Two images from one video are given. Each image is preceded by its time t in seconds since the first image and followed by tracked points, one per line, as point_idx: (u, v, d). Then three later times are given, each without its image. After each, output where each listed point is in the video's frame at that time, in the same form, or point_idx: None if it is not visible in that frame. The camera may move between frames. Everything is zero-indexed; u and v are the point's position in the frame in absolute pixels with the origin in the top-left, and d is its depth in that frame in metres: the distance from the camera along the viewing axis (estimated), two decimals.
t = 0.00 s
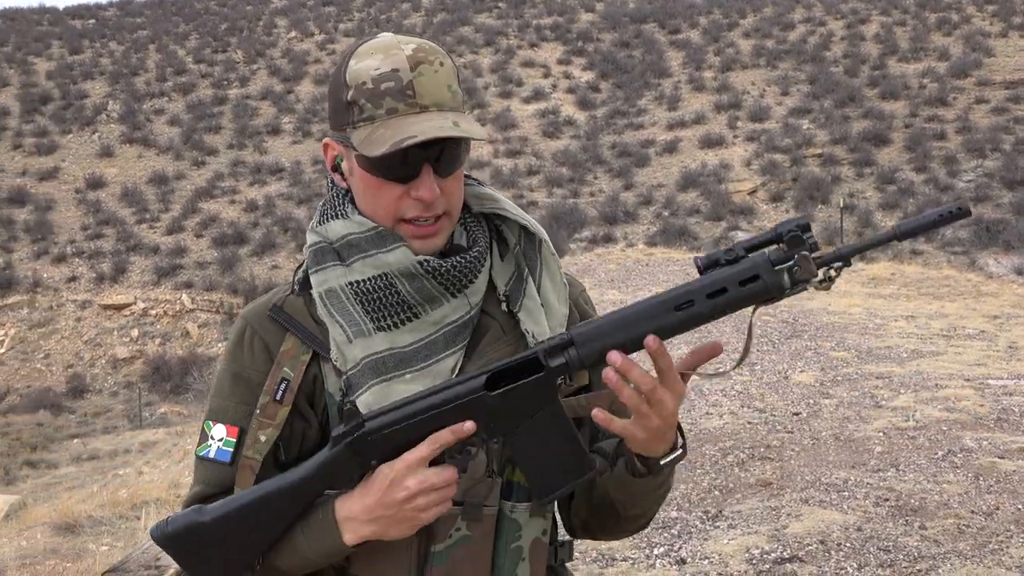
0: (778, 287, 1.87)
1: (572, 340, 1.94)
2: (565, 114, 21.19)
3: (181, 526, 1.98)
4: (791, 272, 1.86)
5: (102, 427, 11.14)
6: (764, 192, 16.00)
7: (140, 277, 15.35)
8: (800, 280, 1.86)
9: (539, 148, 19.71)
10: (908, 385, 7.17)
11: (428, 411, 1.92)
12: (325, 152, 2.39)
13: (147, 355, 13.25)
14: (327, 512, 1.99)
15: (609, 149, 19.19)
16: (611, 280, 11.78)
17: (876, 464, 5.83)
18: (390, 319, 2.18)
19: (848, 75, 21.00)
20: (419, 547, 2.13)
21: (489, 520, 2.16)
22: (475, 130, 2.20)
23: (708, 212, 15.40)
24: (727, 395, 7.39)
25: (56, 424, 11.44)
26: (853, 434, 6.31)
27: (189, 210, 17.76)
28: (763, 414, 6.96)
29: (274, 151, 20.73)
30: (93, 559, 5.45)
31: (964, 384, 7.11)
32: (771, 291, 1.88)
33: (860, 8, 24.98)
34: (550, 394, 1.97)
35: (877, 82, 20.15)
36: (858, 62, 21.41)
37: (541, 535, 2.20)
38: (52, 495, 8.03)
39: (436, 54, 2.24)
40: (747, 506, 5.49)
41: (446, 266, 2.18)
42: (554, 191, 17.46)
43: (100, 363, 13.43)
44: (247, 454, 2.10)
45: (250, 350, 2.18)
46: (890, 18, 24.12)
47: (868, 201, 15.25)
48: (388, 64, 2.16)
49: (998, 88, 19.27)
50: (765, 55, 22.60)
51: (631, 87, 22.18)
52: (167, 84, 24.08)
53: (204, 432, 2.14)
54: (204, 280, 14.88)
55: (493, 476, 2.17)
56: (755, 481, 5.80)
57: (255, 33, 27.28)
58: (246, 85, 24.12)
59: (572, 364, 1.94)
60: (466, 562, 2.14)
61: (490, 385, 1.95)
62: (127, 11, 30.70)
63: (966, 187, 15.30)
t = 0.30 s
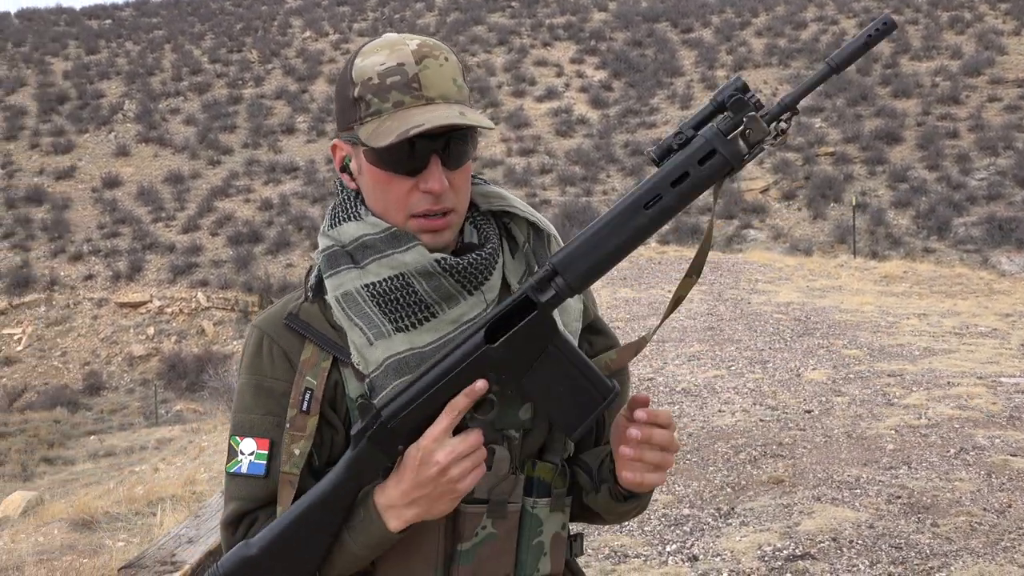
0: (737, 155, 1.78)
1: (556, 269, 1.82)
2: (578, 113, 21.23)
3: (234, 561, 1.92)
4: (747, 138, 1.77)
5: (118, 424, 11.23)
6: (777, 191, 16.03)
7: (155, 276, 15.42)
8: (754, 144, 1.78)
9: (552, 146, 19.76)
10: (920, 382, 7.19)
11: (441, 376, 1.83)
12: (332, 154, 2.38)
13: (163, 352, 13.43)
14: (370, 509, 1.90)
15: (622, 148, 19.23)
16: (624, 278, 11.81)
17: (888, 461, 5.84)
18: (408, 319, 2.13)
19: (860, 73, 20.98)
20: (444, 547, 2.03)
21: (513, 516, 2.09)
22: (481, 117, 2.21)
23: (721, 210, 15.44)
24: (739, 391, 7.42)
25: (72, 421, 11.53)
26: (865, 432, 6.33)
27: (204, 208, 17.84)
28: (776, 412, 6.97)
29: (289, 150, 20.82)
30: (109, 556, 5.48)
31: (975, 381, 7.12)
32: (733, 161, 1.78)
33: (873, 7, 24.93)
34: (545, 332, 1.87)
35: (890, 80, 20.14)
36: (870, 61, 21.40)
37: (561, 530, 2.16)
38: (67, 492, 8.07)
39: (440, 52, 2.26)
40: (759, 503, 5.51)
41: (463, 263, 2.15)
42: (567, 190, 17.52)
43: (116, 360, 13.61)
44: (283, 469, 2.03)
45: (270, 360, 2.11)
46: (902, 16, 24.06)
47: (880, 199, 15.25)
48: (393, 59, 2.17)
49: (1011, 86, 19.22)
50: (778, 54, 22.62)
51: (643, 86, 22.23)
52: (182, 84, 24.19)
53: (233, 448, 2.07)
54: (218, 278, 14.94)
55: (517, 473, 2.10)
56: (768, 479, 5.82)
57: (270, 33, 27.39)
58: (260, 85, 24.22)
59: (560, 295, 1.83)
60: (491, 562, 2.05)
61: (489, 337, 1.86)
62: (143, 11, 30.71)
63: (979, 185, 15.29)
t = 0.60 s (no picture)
0: (755, 175, 1.89)
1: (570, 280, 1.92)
2: (591, 112, 21.22)
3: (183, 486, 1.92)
4: (765, 158, 1.88)
5: (132, 423, 11.29)
6: (790, 189, 16.00)
7: (168, 275, 15.46)
8: (775, 166, 1.88)
9: (564, 145, 19.76)
10: (934, 381, 7.17)
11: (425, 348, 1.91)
12: (356, 144, 2.45)
13: (177, 351, 13.53)
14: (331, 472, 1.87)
15: (635, 147, 19.22)
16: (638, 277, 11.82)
17: (902, 461, 5.82)
18: (416, 313, 2.15)
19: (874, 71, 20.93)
20: (448, 546, 2.04)
21: (515, 518, 2.08)
22: (493, 105, 2.24)
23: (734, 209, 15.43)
24: (751, 391, 7.44)
25: (86, 420, 11.59)
26: (879, 431, 6.31)
27: (217, 207, 17.89)
28: (789, 411, 6.97)
29: (302, 148, 20.87)
30: (121, 553, 5.51)
31: (990, 380, 7.09)
32: (750, 182, 1.89)
33: (887, 5, 24.84)
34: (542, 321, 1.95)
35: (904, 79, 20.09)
36: (884, 59, 21.34)
37: (567, 533, 2.14)
38: (82, 490, 8.11)
39: (462, 43, 2.30)
40: (772, 503, 5.49)
41: (473, 258, 2.16)
42: (580, 189, 17.55)
43: (130, 359, 13.71)
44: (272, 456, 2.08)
45: (274, 348, 2.16)
46: (916, 14, 23.98)
47: (894, 198, 15.24)
48: (412, 45, 2.23)
49: None
50: (791, 52, 22.58)
51: (656, 85, 22.23)
52: (196, 83, 24.23)
53: (235, 441, 2.10)
54: (232, 277, 15.00)
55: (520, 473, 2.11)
56: (781, 478, 5.81)
57: (283, 33, 27.43)
58: (273, 84, 24.27)
59: (562, 284, 1.93)
60: (492, 561, 2.05)
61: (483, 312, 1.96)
62: (157, 11, 30.67)
63: (993, 184, 15.25)
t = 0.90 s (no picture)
0: (790, 290, 1.97)
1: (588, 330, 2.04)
2: (602, 111, 21.22)
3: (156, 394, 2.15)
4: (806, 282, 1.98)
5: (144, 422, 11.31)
6: (802, 189, 15.95)
7: (180, 274, 15.48)
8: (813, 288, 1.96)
9: (576, 145, 19.76)
10: (947, 381, 7.16)
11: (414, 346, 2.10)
12: (381, 141, 2.54)
13: (188, 350, 13.58)
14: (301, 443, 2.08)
15: (646, 147, 19.20)
16: (649, 277, 11.82)
17: (914, 461, 5.81)
18: (424, 313, 2.20)
19: (886, 71, 20.90)
20: (442, 548, 2.17)
21: (513, 525, 2.20)
22: (507, 109, 2.27)
23: (745, 209, 15.39)
24: (762, 391, 7.44)
25: (98, 418, 11.62)
26: (891, 431, 6.30)
27: (229, 207, 17.94)
28: (800, 411, 6.97)
29: (313, 148, 20.91)
30: (134, 552, 5.52)
31: (1003, 380, 7.07)
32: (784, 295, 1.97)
33: (899, 4, 24.78)
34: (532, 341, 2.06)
35: (916, 78, 20.03)
36: (896, 58, 21.29)
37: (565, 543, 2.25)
38: (95, 490, 8.08)
39: (481, 43, 2.33)
40: (783, 503, 5.48)
41: (480, 261, 2.21)
42: (591, 189, 17.57)
43: (142, 358, 13.77)
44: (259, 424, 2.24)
45: (284, 338, 2.35)
46: (929, 13, 23.92)
47: (906, 198, 15.23)
48: (429, 44, 2.28)
49: None
50: (803, 51, 22.53)
51: (667, 84, 22.22)
52: (208, 83, 24.28)
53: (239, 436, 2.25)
54: (243, 277, 15.05)
55: (518, 481, 2.23)
56: (792, 478, 5.80)
57: (294, 33, 27.46)
58: (285, 84, 24.33)
59: (573, 335, 2.05)
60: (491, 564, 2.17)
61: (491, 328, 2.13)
62: (169, 11, 30.60)
63: (1006, 183, 15.21)
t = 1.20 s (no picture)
0: (816, 369, 1.80)
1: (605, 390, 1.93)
2: (612, 111, 21.23)
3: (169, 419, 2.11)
4: (834, 360, 1.80)
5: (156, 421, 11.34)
6: (813, 189, 15.91)
7: (191, 274, 15.51)
8: (844, 370, 1.78)
9: (585, 145, 19.76)
10: (958, 381, 7.16)
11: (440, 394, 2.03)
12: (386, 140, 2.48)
13: (199, 350, 13.65)
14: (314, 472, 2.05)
15: (656, 147, 19.20)
16: (658, 277, 11.84)
17: (925, 462, 5.80)
18: (428, 316, 2.21)
19: (897, 70, 20.88)
20: (446, 549, 2.13)
21: (518, 527, 2.14)
22: (515, 119, 2.21)
23: (755, 210, 15.37)
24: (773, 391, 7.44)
25: (110, 418, 11.65)
26: (902, 433, 6.29)
27: (239, 208, 17.99)
28: (810, 412, 6.98)
29: (323, 149, 20.95)
30: (147, 551, 5.54)
31: (1016, 381, 7.06)
32: (809, 373, 1.80)
33: (910, 4, 24.75)
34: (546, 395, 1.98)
35: (927, 77, 20.01)
36: (907, 58, 21.26)
37: (575, 546, 2.20)
38: (107, 490, 8.09)
39: (490, 47, 2.26)
40: (793, 504, 5.47)
41: (485, 263, 2.18)
42: (601, 189, 17.59)
43: (153, 358, 13.82)
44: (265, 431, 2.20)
45: (287, 338, 2.29)
46: (940, 12, 23.89)
47: (917, 198, 15.27)
48: (437, 47, 2.22)
49: None
50: (814, 51, 22.50)
51: (677, 84, 22.21)
52: (218, 84, 24.34)
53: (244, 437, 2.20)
54: (254, 277, 15.11)
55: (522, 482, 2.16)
56: (802, 478, 5.79)
57: (304, 33, 27.52)
58: (295, 85, 24.40)
59: (594, 397, 1.94)
60: (493, 564, 2.12)
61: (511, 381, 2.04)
62: (180, 12, 30.53)
63: (1017, 184, 15.23)
